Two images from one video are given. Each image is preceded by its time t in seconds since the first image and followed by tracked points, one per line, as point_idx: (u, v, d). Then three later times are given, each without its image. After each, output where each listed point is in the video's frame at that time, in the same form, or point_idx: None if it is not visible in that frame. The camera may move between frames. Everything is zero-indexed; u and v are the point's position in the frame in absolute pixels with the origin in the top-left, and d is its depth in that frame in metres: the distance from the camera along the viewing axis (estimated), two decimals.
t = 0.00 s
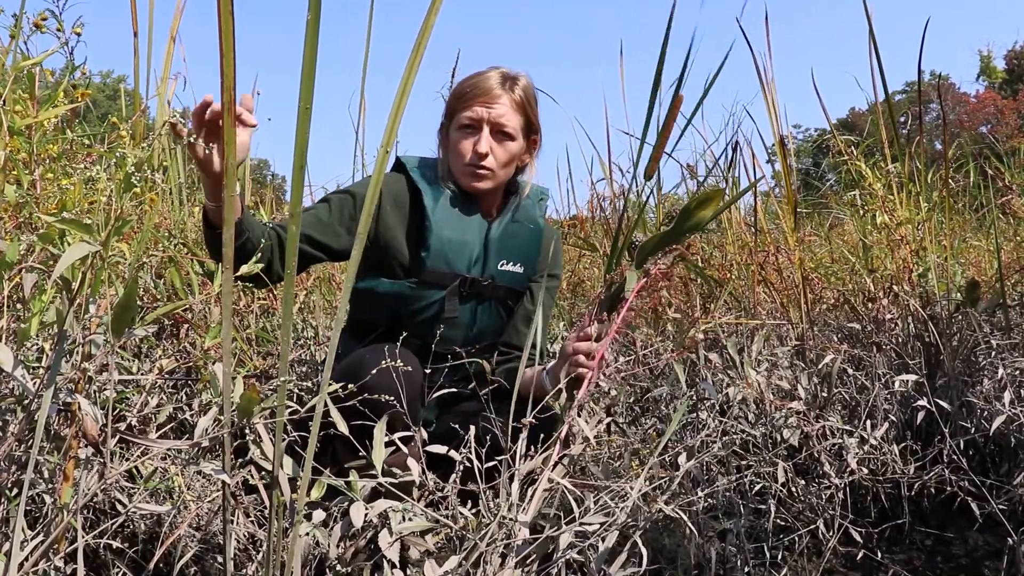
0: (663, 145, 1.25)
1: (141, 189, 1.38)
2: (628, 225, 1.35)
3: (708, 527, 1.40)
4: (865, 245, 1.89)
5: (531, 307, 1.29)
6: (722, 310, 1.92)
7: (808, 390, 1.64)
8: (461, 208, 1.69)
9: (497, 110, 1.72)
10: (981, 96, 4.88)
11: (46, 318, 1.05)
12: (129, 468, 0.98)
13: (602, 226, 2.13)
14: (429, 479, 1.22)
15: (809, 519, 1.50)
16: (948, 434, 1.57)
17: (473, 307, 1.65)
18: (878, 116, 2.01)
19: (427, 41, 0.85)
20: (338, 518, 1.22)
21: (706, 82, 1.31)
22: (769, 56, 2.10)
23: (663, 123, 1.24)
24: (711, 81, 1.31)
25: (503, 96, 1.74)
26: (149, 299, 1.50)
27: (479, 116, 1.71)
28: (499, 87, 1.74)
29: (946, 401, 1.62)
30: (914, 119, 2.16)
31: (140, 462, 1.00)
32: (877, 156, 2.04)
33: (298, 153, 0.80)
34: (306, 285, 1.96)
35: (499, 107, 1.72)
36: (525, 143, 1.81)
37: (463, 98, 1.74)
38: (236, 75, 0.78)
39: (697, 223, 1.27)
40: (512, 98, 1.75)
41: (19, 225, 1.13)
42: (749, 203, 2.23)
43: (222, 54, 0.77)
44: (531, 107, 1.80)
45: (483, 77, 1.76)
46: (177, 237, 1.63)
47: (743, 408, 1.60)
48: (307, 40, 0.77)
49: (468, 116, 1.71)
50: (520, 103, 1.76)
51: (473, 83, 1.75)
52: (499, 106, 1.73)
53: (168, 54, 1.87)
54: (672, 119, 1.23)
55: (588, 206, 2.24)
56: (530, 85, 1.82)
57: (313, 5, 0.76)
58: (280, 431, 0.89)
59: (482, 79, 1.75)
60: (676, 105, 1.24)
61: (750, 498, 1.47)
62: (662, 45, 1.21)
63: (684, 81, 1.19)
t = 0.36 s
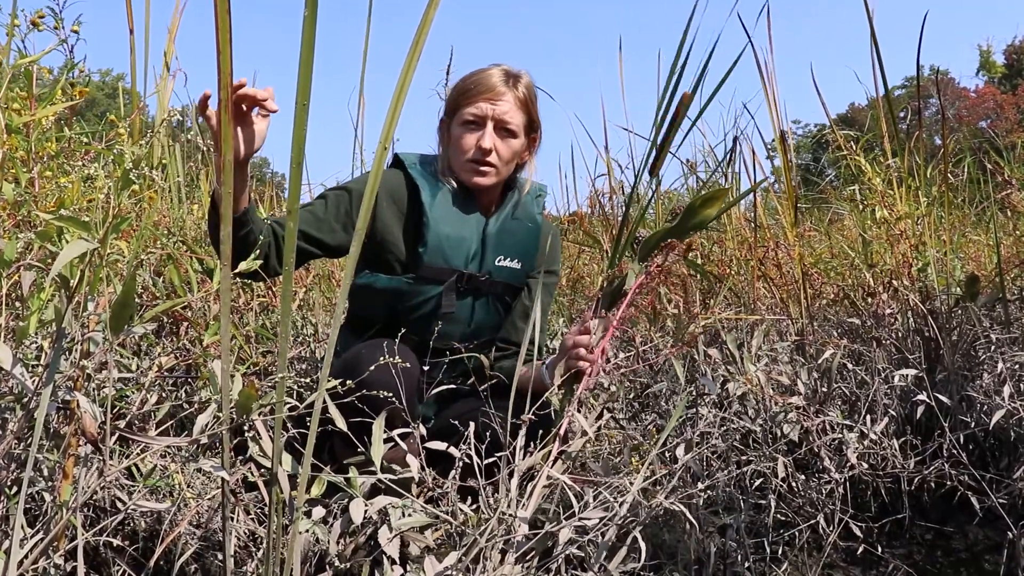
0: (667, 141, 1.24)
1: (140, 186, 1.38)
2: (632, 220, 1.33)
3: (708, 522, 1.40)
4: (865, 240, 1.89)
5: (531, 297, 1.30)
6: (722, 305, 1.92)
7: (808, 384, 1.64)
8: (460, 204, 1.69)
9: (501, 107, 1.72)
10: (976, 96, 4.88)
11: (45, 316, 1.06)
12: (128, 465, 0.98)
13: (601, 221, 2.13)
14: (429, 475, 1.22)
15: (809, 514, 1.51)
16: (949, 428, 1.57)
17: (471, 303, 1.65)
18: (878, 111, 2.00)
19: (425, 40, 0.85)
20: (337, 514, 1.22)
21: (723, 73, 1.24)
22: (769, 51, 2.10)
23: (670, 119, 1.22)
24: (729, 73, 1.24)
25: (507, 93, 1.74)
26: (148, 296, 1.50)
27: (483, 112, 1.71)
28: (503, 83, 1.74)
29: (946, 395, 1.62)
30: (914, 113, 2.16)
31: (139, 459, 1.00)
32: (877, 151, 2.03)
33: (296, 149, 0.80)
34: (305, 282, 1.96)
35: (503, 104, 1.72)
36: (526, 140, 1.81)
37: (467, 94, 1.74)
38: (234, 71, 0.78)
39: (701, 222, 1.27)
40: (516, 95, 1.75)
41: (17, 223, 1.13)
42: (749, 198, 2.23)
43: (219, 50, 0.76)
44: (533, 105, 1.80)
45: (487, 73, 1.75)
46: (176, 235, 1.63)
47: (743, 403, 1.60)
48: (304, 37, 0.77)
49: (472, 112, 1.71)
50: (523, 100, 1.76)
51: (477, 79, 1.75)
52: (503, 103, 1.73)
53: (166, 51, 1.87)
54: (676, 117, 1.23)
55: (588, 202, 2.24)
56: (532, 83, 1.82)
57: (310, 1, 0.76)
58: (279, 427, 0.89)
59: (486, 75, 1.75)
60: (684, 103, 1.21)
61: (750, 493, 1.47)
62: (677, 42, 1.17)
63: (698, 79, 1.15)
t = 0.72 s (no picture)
0: (661, 132, 1.24)
1: (140, 186, 1.38)
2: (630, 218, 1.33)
3: (708, 522, 1.40)
4: (865, 239, 1.89)
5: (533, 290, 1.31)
6: (722, 304, 1.92)
7: (809, 383, 1.64)
8: (462, 203, 1.70)
9: (503, 106, 1.72)
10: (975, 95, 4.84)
11: (45, 315, 1.06)
12: (128, 465, 0.98)
13: (602, 221, 2.13)
14: (429, 475, 1.22)
15: (809, 513, 1.51)
16: (949, 427, 1.57)
17: (472, 302, 1.65)
18: (878, 110, 2.00)
19: (432, 41, 0.85)
20: (338, 514, 1.22)
21: (713, 71, 1.28)
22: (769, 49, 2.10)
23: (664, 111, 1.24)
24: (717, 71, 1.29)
25: (509, 92, 1.74)
26: (148, 295, 1.50)
27: (485, 111, 1.71)
28: (504, 83, 1.74)
29: (946, 394, 1.62)
30: (915, 112, 2.16)
31: (139, 459, 1.01)
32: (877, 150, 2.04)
33: (298, 149, 0.80)
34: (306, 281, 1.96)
35: (505, 103, 1.72)
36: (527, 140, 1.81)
37: (468, 93, 1.74)
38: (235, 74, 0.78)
39: (698, 219, 1.28)
40: (517, 94, 1.75)
41: (18, 222, 1.13)
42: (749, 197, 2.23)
43: (221, 53, 0.76)
44: (534, 105, 1.80)
45: (488, 72, 1.75)
46: (177, 234, 1.63)
47: (743, 402, 1.60)
48: (305, 37, 0.77)
49: (474, 111, 1.71)
50: (525, 99, 1.76)
51: (479, 79, 1.75)
52: (505, 102, 1.73)
53: (166, 51, 1.87)
54: (673, 115, 1.23)
55: (588, 201, 2.24)
56: (533, 82, 1.82)
57: (312, 2, 0.76)
58: (280, 428, 0.89)
59: (488, 74, 1.75)
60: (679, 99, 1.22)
61: (750, 492, 1.47)
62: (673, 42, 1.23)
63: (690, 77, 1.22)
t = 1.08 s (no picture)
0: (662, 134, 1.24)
1: (141, 185, 1.38)
2: (629, 220, 1.33)
3: (708, 522, 1.40)
4: (865, 239, 1.89)
5: (534, 293, 1.32)
6: (722, 305, 1.92)
7: (809, 384, 1.64)
8: (464, 204, 1.69)
9: (505, 105, 1.72)
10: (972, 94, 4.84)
11: (46, 314, 1.06)
12: (128, 464, 0.98)
13: (602, 220, 2.13)
14: (429, 474, 1.22)
15: (809, 514, 1.51)
16: (949, 428, 1.57)
17: (473, 303, 1.65)
18: (879, 110, 2.00)
19: (426, 39, 0.85)
20: (338, 514, 1.22)
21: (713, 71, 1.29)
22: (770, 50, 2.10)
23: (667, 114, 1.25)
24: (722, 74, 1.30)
25: (510, 91, 1.74)
26: (149, 294, 1.50)
27: (487, 111, 1.71)
28: (506, 82, 1.75)
29: (946, 395, 1.62)
30: (915, 112, 2.16)
31: (140, 458, 1.01)
32: (877, 150, 2.04)
33: (298, 148, 0.80)
34: (306, 281, 1.96)
35: (506, 102, 1.72)
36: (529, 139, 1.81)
37: (469, 93, 1.74)
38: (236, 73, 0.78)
39: (699, 219, 1.28)
40: (519, 94, 1.75)
41: (19, 221, 1.13)
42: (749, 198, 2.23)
43: (221, 52, 0.76)
44: (536, 104, 1.80)
45: (490, 72, 1.76)
46: (177, 233, 1.63)
47: (743, 402, 1.60)
48: (306, 36, 0.77)
49: (476, 110, 1.71)
50: (526, 98, 1.76)
51: (480, 78, 1.75)
52: (507, 101, 1.73)
53: (168, 49, 1.87)
54: (676, 114, 1.24)
55: (588, 201, 2.24)
56: (535, 82, 1.82)
57: (312, 1, 0.76)
58: (280, 427, 0.89)
59: (489, 74, 1.75)
60: (681, 98, 1.23)
61: (750, 492, 1.47)
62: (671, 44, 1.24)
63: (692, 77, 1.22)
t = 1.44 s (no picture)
0: (667, 139, 1.24)
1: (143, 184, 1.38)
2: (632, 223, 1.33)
3: (708, 523, 1.40)
4: (866, 241, 1.89)
5: (538, 289, 1.35)
6: (723, 306, 1.92)
7: (809, 385, 1.64)
8: (464, 204, 1.70)
9: (502, 104, 1.72)
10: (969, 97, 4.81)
11: (47, 312, 1.06)
12: (129, 462, 0.98)
13: (603, 221, 2.13)
14: (430, 474, 1.22)
15: (809, 515, 1.51)
16: (949, 430, 1.57)
17: (474, 304, 1.65)
18: (881, 112, 2.00)
19: (429, 41, 0.85)
20: (338, 513, 1.22)
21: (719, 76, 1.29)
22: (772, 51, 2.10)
23: (674, 117, 1.24)
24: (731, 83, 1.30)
25: (508, 90, 1.74)
26: (150, 292, 1.50)
27: (483, 110, 1.71)
28: (504, 81, 1.75)
29: (946, 397, 1.62)
30: (917, 114, 2.16)
31: (141, 456, 1.00)
32: (879, 152, 2.04)
33: (301, 148, 0.80)
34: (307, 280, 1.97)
35: (503, 102, 1.72)
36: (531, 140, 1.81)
37: (468, 93, 1.74)
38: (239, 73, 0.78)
39: (700, 222, 1.28)
40: (517, 93, 1.75)
41: (20, 218, 1.13)
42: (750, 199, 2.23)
43: (225, 52, 0.76)
44: (537, 104, 1.79)
45: (490, 72, 1.76)
46: (178, 231, 1.63)
47: (743, 404, 1.60)
48: (309, 38, 0.77)
49: (473, 109, 1.72)
50: (525, 98, 1.76)
51: (480, 78, 1.75)
52: (504, 100, 1.73)
53: (170, 48, 1.87)
54: (680, 117, 1.24)
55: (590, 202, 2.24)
56: (537, 83, 1.82)
57: (316, 1, 0.76)
58: (280, 427, 0.89)
59: (489, 74, 1.75)
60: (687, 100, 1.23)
61: (750, 494, 1.47)
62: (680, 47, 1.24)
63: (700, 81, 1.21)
